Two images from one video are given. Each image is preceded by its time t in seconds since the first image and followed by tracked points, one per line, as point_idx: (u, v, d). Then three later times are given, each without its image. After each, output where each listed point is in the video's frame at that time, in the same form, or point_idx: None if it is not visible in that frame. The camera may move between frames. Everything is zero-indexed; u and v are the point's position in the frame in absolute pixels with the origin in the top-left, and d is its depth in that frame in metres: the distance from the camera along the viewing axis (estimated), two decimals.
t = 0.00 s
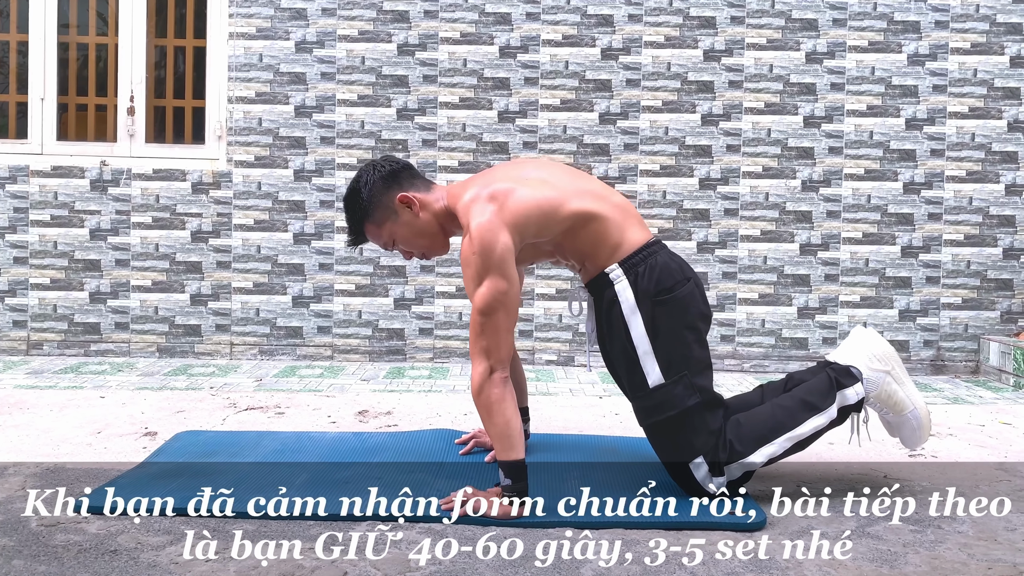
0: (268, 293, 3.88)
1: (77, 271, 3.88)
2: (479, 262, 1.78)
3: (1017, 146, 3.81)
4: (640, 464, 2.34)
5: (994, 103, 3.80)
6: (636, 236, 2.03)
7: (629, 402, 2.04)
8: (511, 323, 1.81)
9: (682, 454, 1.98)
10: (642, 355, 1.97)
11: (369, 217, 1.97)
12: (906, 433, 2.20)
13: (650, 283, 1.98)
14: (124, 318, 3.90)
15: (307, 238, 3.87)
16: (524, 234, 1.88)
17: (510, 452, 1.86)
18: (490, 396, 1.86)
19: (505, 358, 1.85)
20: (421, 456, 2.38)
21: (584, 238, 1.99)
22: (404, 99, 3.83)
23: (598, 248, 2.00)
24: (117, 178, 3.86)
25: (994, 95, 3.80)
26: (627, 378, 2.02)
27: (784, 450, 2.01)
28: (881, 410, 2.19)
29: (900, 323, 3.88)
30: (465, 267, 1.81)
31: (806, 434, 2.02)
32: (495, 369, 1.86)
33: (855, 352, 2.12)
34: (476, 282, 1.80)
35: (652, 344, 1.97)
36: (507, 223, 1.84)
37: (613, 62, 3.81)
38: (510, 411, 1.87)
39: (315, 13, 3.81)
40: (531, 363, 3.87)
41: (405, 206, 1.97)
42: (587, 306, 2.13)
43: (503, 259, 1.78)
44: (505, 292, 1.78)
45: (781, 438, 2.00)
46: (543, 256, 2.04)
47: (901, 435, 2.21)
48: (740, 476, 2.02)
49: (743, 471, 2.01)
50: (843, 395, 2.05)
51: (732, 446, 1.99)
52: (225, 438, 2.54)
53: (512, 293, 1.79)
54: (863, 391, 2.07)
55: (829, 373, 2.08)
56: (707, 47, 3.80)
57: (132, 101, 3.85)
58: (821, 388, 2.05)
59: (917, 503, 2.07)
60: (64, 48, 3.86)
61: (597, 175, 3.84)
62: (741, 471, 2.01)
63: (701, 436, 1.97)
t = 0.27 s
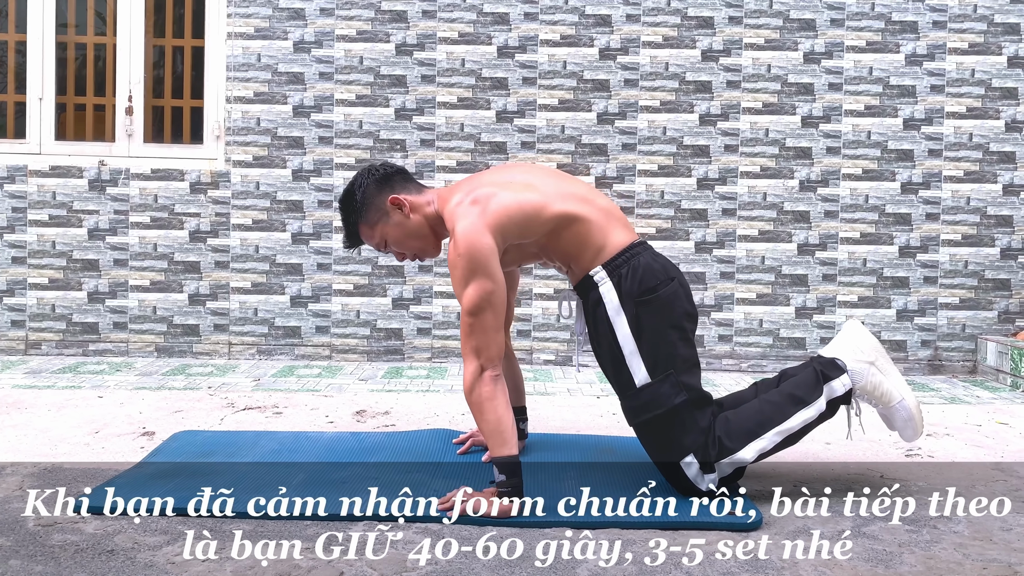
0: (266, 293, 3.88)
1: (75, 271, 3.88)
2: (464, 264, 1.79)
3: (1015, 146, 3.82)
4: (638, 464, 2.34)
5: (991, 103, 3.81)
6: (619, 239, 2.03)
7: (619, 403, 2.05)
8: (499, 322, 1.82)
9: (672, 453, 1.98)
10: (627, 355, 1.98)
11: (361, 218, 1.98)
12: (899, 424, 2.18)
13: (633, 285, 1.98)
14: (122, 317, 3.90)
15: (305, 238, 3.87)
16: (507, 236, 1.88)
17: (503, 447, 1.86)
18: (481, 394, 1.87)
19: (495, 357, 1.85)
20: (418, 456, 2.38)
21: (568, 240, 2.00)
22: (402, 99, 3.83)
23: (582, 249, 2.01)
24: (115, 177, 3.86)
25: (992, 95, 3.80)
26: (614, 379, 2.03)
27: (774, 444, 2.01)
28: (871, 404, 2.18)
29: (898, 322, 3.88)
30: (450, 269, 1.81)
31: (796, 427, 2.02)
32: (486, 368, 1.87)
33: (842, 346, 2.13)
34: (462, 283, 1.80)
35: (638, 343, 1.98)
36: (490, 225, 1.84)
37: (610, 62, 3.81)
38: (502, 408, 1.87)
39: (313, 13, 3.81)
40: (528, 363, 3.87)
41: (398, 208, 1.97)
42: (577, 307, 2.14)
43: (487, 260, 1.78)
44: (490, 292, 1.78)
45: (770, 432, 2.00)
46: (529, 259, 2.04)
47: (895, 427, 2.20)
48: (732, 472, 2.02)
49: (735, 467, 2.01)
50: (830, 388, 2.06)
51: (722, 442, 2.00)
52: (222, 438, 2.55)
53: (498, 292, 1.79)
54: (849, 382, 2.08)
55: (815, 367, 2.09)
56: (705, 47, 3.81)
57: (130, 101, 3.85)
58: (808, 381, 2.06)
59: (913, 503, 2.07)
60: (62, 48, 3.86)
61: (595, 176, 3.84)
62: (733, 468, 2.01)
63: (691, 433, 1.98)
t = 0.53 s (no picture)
0: (265, 293, 3.89)
1: (74, 271, 3.89)
2: (460, 264, 1.79)
3: (1012, 146, 3.83)
4: (636, 464, 2.35)
5: (989, 104, 3.81)
6: (616, 241, 2.04)
7: (618, 407, 2.05)
8: (495, 324, 1.82)
9: (671, 455, 1.99)
10: (626, 359, 1.99)
11: (350, 218, 1.98)
12: (896, 422, 2.20)
13: (630, 288, 1.99)
14: (121, 317, 3.91)
15: (304, 238, 3.88)
16: (503, 236, 1.89)
17: (501, 452, 1.88)
18: (478, 397, 1.86)
19: (492, 359, 1.85)
20: (416, 456, 2.39)
21: (564, 240, 2.00)
22: (401, 99, 3.83)
23: (578, 251, 2.01)
24: (114, 177, 3.86)
25: (989, 96, 3.81)
26: (612, 382, 2.03)
27: (773, 444, 2.02)
28: (867, 402, 2.20)
29: (896, 322, 3.89)
30: (446, 269, 1.82)
31: (795, 427, 2.03)
32: (483, 370, 1.86)
33: (840, 343, 2.15)
34: (457, 284, 1.81)
35: (636, 347, 1.98)
36: (486, 225, 1.85)
37: (609, 63, 3.82)
38: (500, 411, 1.88)
39: (312, 13, 3.82)
40: (527, 363, 3.88)
41: (386, 208, 1.97)
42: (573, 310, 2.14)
43: (482, 260, 1.79)
44: (486, 293, 1.79)
45: (769, 433, 2.01)
46: (525, 259, 2.05)
47: (891, 424, 2.21)
48: (732, 473, 2.03)
49: (734, 468, 2.02)
50: (826, 386, 2.06)
51: (721, 444, 2.00)
52: (221, 438, 2.56)
53: (494, 293, 1.80)
54: (847, 381, 2.08)
55: (812, 367, 2.09)
56: (703, 48, 3.81)
57: (129, 101, 3.86)
58: (805, 381, 2.07)
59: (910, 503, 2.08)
60: (61, 48, 3.86)
61: (593, 176, 3.85)
62: (733, 469, 2.02)
63: (690, 436, 1.99)
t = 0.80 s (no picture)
0: (264, 295, 3.89)
1: (73, 272, 3.89)
2: (462, 268, 1.79)
3: (1011, 148, 3.83)
4: (635, 467, 2.36)
5: (987, 105, 3.82)
6: (617, 246, 2.05)
7: (620, 412, 2.05)
8: (497, 330, 1.83)
9: (674, 460, 1.99)
10: (631, 364, 1.99)
11: (339, 223, 1.99)
12: (887, 419, 2.24)
13: (634, 293, 1.99)
14: (121, 319, 3.91)
15: (303, 239, 3.88)
16: (506, 239, 1.89)
17: (502, 460, 1.88)
18: (481, 405, 1.86)
19: (493, 366, 1.85)
20: (415, 459, 2.40)
21: (565, 244, 2.00)
22: (400, 101, 3.84)
23: (579, 255, 2.01)
24: (114, 179, 3.87)
25: (988, 98, 3.82)
26: (615, 387, 2.03)
27: (774, 446, 2.03)
28: (860, 399, 2.23)
29: (894, 324, 3.89)
30: (448, 273, 1.81)
31: (796, 430, 2.04)
32: (484, 377, 1.86)
33: (830, 343, 2.16)
34: (460, 289, 1.81)
35: (640, 352, 1.98)
36: (489, 228, 1.85)
37: (608, 64, 3.82)
38: (501, 419, 1.88)
39: (311, 15, 3.82)
40: (526, 364, 3.89)
41: (375, 214, 1.98)
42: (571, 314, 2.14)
43: (486, 265, 1.79)
44: (489, 299, 1.79)
45: (770, 435, 2.02)
46: (525, 262, 2.04)
47: (882, 420, 2.25)
48: (734, 476, 2.03)
49: (737, 471, 2.02)
50: (824, 387, 2.08)
51: (724, 447, 2.01)
52: (220, 441, 2.56)
53: (496, 299, 1.80)
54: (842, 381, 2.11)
55: (808, 367, 2.11)
56: (701, 50, 3.82)
57: (128, 103, 3.86)
58: (804, 382, 2.08)
59: (908, 505, 2.09)
60: (60, 50, 3.86)
61: (592, 178, 3.85)
62: (735, 472, 2.02)
63: (692, 440, 1.99)
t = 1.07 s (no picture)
0: (264, 296, 3.89)
1: (74, 274, 3.89)
2: (462, 270, 1.79)
3: (1011, 149, 3.83)
4: (635, 468, 2.36)
5: (987, 106, 3.82)
6: (616, 247, 2.05)
7: (620, 413, 2.05)
8: (496, 331, 1.83)
9: (674, 461, 2.00)
10: (631, 365, 1.99)
11: (341, 227, 1.99)
12: (885, 420, 2.25)
13: (634, 293, 2.00)
14: (121, 320, 3.91)
15: (304, 241, 3.88)
16: (505, 241, 1.89)
17: (503, 461, 1.88)
18: (480, 405, 1.87)
19: (493, 367, 1.86)
20: (416, 460, 2.40)
21: (565, 245, 2.00)
22: (400, 102, 3.84)
23: (579, 257, 2.01)
24: (114, 181, 3.87)
25: (987, 99, 3.82)
26: (615, 387, 2.03)
27: (774, 447, 2.03)
28: (858, 401, 2.24)
29: (894, 324, 3.90)
30: (447, 275, 1.82)
31: (795, 430, 2.05)
32: (484, 378, 1.87)
33: (828, 344, 2.17)
34: (459, 291, 1.81)
35: (640, 353, 1.99)
36: (488, 230, 1.85)
37: (608, 66, 3.83)
38: (501, 420, 1.88)
39: (311, 16, 3.82)
40: (527, 365, 3.89)
41: (376, 218, 1.98)
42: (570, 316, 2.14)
43: (485, 267, 1.79)
44: (488, 300, 1.79)
45: (770, 436, 2.02)
46: (524, 263, 2.04)
47: (881, 421, 2.27)
48: (734, 477, 2.03)
49: (737, 472, 2.02)
50: (822, 388, 2.09)
51: (724, 447, 2.01)
52: (221, 442, 2.56)
53: (496, 301, 1.81)
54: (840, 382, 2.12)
55: (807, 369, 2.12)
56: (701, 51, 3.82)
57: (128, 104, 3.86)
58: (804, 384, 2.09)
59: (908, 506, 2.09)
60: (60, 51, 3.86)
61: (592, 179, 3.86)
62: (735, 472, 2.02)
63: (692, 441, 1.99)
